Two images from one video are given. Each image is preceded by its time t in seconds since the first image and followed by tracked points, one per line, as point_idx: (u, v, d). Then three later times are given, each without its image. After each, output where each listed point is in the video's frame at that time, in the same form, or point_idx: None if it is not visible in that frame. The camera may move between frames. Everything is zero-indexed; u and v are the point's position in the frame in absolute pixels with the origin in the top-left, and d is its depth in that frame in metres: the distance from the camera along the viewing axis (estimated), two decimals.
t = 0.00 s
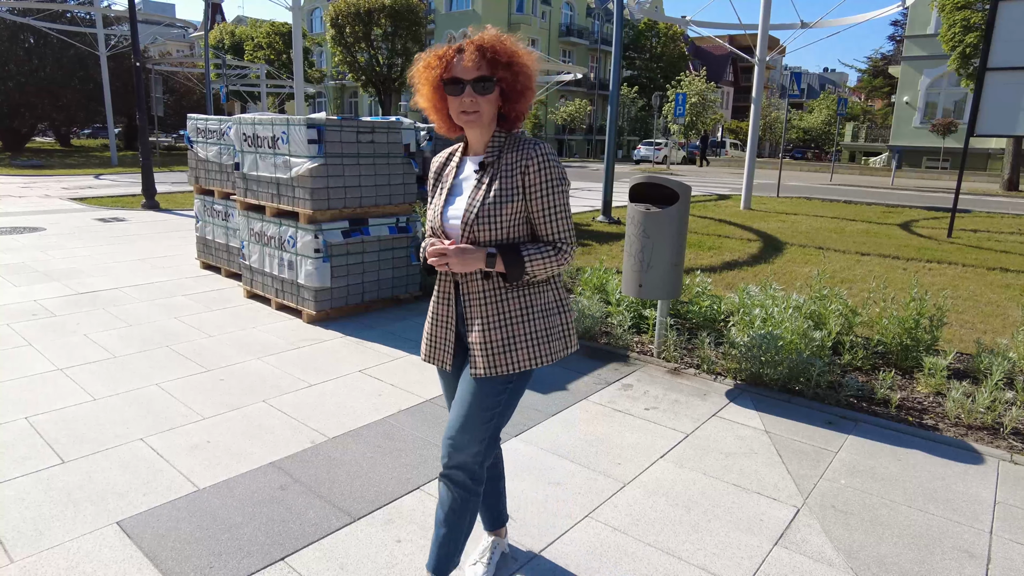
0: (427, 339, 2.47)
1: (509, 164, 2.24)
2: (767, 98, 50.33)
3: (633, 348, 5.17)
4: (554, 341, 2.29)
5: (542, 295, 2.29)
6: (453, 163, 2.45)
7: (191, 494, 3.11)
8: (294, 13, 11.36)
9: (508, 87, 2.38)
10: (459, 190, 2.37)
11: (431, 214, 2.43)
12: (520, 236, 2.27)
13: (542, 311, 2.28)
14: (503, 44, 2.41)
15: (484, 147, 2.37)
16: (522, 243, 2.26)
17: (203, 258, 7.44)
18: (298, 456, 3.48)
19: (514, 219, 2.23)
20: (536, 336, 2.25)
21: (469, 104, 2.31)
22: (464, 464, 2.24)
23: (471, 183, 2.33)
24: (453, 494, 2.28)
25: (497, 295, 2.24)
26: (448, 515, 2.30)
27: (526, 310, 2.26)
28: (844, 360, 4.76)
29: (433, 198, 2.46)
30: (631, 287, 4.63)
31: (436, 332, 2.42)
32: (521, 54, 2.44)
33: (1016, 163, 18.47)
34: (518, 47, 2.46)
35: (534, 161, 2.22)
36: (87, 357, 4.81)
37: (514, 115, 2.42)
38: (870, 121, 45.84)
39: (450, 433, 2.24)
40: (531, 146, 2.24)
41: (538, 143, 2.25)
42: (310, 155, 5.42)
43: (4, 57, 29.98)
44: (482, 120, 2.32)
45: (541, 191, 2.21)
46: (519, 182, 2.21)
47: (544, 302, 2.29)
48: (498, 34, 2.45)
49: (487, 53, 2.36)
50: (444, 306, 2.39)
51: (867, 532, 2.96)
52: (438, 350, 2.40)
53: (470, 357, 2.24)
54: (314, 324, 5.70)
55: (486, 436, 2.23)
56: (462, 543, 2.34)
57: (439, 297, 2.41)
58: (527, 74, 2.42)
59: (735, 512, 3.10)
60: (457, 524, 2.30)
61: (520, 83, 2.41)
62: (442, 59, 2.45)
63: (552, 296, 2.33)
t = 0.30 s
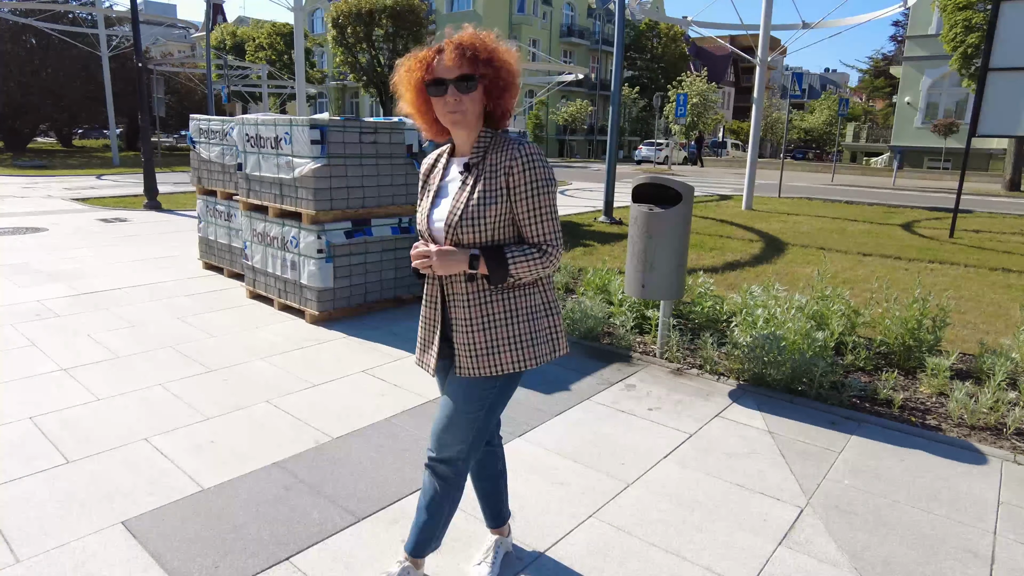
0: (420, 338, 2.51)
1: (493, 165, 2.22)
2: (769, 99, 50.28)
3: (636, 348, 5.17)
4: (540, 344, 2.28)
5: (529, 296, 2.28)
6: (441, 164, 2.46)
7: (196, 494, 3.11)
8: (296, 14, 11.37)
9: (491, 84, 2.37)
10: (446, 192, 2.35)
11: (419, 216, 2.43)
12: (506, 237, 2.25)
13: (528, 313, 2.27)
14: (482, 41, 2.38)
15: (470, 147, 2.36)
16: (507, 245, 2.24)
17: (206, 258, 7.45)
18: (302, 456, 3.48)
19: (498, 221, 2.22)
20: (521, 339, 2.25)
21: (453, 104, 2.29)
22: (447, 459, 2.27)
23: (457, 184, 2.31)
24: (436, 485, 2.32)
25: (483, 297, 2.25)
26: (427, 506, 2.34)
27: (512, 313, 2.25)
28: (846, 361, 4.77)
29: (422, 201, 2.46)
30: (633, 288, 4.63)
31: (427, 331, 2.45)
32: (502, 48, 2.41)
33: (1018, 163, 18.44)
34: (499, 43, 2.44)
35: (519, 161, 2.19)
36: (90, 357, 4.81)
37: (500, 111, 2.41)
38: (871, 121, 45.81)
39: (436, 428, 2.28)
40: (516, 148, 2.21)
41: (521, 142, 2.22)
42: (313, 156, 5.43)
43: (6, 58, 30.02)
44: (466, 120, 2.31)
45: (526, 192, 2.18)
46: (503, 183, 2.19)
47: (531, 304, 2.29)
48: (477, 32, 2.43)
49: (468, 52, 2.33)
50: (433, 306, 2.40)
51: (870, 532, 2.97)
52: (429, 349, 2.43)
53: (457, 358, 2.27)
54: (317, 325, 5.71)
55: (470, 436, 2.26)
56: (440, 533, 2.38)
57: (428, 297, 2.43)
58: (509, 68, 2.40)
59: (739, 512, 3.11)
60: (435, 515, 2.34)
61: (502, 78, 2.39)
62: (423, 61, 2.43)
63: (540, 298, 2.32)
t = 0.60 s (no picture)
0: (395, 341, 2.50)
1: (466, 170, 2.20)
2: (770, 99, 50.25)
3: (639, 349, 5.16)
4: (512, 350, 2.28)
5: (501, 303, 2.27)
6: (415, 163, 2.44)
7: (200, 494, 3.11)
8: (298, 15, 11.39)
9: (473, 84, 2.36)
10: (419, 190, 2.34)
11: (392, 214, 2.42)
12: (478, 243, 2.25)
13: (501, 319, 2.26)
14: (468, 39, 2.38)
15: (444, 145, 2.33)
16: (479, 251, 2.24)
17: (209, 259, 7.46)
18: (307, 456, 3.48)
19: (471, 226, 2.21)
20: (492, 346, 2.24)
21: (432, 99, 2.27)
22: (437, 462, 2.30)
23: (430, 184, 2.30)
24: (430, 488, 2.36)
25: (452, 304, 2.23)
26: (423, 509, 2.38)
27: (483, 320, 2.24)
28: (850, 361, 4.77)
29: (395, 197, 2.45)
30: (637, 288, 4.62)
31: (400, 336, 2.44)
32: (487, 50, 2.42)
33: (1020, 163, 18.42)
34: (485, 45, 2.45)
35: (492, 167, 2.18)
36: (94, 357, 4.81)
37: (480, 114, 2.41)
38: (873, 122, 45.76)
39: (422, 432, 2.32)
40: (490, 152, 2.20)
41: (497, 148, 2.22)
42: (316, 156, 5.43)
43: (9, 58, 30.08)
44: (444, 117, 2.29)
45: (498, 199, 2.17)
46: (475, 188, 2.18)
47: (502, 312, 2.28)
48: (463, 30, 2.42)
49: (452, 48, 2.33)
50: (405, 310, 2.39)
51: (876, 532, 2.96)
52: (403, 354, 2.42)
53: (427, 365, 2.26)
54: (320, 325, 5.71)
55: (454, 440, 2.28)
56: (444, 535, 2.42)
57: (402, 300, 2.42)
58: (493, 72, 2.41)
59: (744, 512, 3.11)
60: (431, 518, 2.37)
61: (486, 79, 2.40)
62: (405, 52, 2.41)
63: (512, 304, 2.32)
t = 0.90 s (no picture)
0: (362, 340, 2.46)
1: (450, 173, 2.19)
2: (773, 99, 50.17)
3: (645, 350, 5.15)
4: (477, 358, 2.28)
5: (470, 310, 2.26)
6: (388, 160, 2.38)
7: (207, 496, 3.11)
8: (302, 15, 11.40)
9: (464, 93, 2.36)
10: (394, 189, 2.29)
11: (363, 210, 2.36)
12: (452, 247, 2.24)
13: (468, 327, 2.26)
14: (464, 46, 2.35)
15: (426, 148, 2.29)
16: (455, 256, 2.23)
17: (214, 259, 7.47)
18: (313, 457, 3.48)
19: (448, 230, 2.20)
20: (460, 352, 2.23)
21: (422, 105, 2.22)
22: (422, 467, 2.31)
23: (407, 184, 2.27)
24: (420, 493, 2.36)
25: (422, 307, 2.21)
26: (417, 513, 2.39)
27: (452, 326, 2.23)
28: (856, 362, 4.76)
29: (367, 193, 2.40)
30: (643, 289, 4.61)
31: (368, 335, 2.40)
32: (479, 57, 2.41)
33: None
34: (476, 49, 2.43)
35: (475, 173, 2.19)
36: (100, 358, 4.82)
37: (465, 120, 2.42)
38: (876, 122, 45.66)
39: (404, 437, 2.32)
40: (474, 158, 2.20)
41: (483, 155, 2.22)
42: (321, 157, 5.44)
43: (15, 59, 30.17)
44: (432, 124, 2.24)
45: (478, 205, 2.19)
46: (459, 193, 2.18)
47: (471, 317, 2.26)
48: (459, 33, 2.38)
49: (448, 53, 2.29)
50: (373, 309, 2.36)
51: (884, 535, 2.95)
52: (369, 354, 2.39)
53: (392, 367, 2.23)
54: (325, 326, 5.71)
55: (436, 444, 2.27)
56: (445, 536, 2.43)
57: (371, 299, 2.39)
58: (483, 81, 2.41)
59: (751, 514, 3.10)
60: (426, 521, 2.38)
61: (477, 89, 2.40)
62: (395, 46, 2.33)
63: (481, 311, 2.31)
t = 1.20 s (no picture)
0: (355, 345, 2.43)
1: (439, 170, 2.18)
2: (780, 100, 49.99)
3: (654, 351, 5.12)
4: (477, 353, 2.29)
5: (468, 306, 2.26)
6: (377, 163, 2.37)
7: (218, 497, 3.11)
8: (309, 16, 11.41)
9: (444, 87, 2.34)
10: (383, 191, 2.29)
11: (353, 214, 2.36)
12: (446, 243, 2.23)
13: (468, 322, 2.26)
14: (438, 39, 2.33)
15: (412, 147, 2.29)
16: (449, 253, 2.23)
17: (222, 259, 7.48)
18: (323, 459, 3.48)
19: (440, 227, 2.19)
20: (460, 349, 2.23)
21: (404, 106, 2.23)
22: (421, 472, 2.29)
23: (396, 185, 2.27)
24: (421, 498, 2.34)
25: (420, 306, 2.20)
26: (420, 518, 2.37)
27: (452, 323, 2.22)
28: (867, 364, 4.72)
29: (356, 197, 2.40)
30: (652, 290, 4.59)
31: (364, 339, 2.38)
32: (454, 47, 2.38)
33: None
34: (451, 40, 2.40)
35: (464, 168, 2.18)
36: (110, 358, 4.83)
37: (448, 113, 2.41)
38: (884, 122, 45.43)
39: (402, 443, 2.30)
40: (462, 153, 2.19)
41: (469, 149, 2.21)
42: (330, 158, 5.44)
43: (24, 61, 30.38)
44: (416, 124, 2.26)
45: (470, 199, 2.18)
46: (448, 189, 2.17)
47: (468, 312, 2.26)
48: (431, 26, 2.35)
49: (423, 50, 2.28)
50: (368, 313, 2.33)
51: (898, 539, 2.93)
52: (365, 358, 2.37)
53: (395, 370, 2.22)
54: (334, 326, 5.71)
55: (435, 446, 2.26)
56: (451, 537, 2.42)
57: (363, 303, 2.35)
58: (461, 72, 2.38)
59: (763, 517, 3.08)
60: (431, 525, 2.36)
61: (457, 81, 2.37)
62: (370, 46, 2.31)
63: (478, 305, 2.31)
